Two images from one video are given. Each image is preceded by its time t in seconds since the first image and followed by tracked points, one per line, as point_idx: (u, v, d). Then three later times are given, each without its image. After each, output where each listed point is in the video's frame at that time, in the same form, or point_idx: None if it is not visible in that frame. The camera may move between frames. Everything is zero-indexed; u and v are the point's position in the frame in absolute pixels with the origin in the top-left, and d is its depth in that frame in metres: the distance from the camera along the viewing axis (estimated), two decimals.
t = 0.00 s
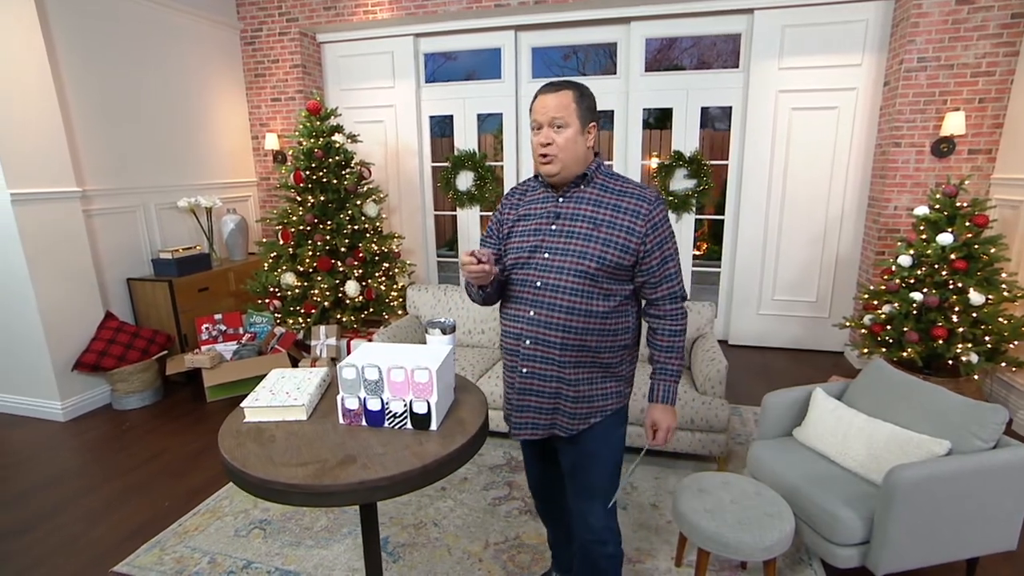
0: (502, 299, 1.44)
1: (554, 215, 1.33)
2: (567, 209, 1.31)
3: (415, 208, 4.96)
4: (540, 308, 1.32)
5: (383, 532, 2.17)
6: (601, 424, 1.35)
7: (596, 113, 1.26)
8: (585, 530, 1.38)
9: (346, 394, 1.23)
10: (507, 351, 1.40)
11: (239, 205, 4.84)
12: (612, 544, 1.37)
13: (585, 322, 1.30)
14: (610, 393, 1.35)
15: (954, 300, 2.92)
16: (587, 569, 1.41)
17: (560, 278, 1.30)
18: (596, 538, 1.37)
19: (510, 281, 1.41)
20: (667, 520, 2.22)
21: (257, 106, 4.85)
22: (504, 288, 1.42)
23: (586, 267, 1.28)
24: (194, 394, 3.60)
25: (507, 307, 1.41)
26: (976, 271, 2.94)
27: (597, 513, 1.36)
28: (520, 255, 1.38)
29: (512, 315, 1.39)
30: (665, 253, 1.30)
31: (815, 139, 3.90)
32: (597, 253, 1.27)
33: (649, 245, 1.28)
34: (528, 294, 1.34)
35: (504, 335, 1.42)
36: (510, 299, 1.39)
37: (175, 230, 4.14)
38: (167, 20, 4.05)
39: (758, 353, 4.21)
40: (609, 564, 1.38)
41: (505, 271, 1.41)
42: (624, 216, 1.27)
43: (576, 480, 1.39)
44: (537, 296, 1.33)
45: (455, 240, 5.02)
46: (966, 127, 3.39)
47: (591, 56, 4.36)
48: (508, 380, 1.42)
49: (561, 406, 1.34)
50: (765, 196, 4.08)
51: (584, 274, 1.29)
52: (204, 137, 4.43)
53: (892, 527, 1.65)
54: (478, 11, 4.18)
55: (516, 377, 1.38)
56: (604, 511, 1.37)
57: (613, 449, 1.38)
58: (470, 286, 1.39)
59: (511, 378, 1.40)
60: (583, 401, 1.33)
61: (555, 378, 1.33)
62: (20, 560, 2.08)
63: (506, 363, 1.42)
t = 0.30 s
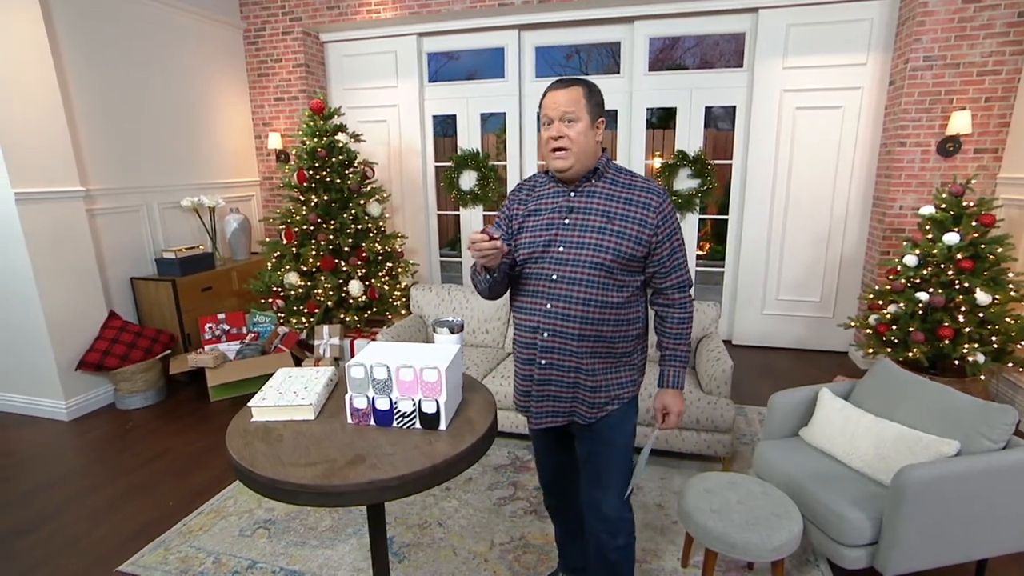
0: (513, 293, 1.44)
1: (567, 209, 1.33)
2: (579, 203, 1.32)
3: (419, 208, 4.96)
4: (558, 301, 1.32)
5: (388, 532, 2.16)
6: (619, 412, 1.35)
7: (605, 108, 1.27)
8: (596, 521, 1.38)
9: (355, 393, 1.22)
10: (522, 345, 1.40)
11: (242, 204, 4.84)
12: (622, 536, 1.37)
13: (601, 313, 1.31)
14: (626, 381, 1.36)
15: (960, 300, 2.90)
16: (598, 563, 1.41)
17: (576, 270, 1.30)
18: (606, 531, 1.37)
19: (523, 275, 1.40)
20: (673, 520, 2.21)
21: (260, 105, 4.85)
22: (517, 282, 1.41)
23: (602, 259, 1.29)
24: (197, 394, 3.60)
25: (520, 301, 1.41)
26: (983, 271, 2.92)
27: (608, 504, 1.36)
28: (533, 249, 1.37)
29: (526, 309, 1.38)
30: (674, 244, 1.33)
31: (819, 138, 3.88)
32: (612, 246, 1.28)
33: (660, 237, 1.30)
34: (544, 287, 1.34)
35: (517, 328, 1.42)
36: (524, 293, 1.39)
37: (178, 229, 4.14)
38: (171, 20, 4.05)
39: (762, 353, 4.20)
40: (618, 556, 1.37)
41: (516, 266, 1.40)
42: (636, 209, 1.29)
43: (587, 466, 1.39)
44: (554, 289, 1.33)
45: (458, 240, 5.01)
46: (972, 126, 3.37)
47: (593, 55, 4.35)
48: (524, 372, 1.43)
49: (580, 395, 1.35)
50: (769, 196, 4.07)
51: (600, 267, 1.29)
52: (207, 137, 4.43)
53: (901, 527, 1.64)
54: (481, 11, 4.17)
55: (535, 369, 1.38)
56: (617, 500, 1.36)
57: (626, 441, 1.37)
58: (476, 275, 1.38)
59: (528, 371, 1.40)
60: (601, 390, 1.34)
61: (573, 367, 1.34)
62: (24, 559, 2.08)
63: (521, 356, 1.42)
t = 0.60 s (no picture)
0: (529, 295, 1.42)
1: (585, 207, 1.32)
2: (597, 201, 1.31)
3: (417, 208, 4.94)
4: (580, 302, 1.30)
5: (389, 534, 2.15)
6: (638, 414, 1.36)
7: (619, 103, 1.26)
8: (613, 515, 1.40)
9: (357, 394, 1.21)
10: (542, 349, 1.39)
11: (240, 204, 4.81)
12: (637, 527, 1.39)
13: (624, 313, 1.30)
14: (645, 382, 1.36)
15: (961, 299, 2.90)
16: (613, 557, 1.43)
17: (597, 271, 1.29)
18: (621, 523, 1.39)
19: (540, 277, 1.38)
20: (675, 521, 2.20)
21: (258, 105, 4.82)
22: (535, 284, 1.39)
23: (623, 259, 1.28)
24: (195, 395, 3.58)
25: (538, 304, 1.39)
26: (983, 271, 2.92)
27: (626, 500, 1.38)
28: (550, 250, 1.35)
29: (545, 311, 1.36)
30: (693, 241, 1.33)
31: (819, 138, 3.88)
32: (633, 244, 1.27)
33: (680, 233, 1.30)
34: (564, 289, 1.33)
35: (536, 331, 1.40)
36: (543, 296, 1.37)
37: (175, 229, 4.11)
38: (168, 18, 4.03)
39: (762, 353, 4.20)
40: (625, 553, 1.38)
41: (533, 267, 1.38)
42: (655, 206, 1.28)
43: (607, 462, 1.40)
44: (575, 290, 1.31)
45: (457, 240, 5.00)
46: (972, 125, 3.37)
47: (592, 55, 4.34)
48: (544, 378, 1.41)
49: (602, 399, 1.34)
50: (769, 195, 4.07)
51: (622, 266, 1.28)
52: (205, 137, 4.41)
53: (905, 528, 1.63)
54: (480, 10, 4.16)
55: (556, 374, 1.36)
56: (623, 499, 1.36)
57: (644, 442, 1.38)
58: (498, 273, 1.38)
59: (549, 376, 1.38)
60: (623, 393, 1.33)
61: (595, 370, 1.33)
62: (22, 561, 2.06)
63: (541, 361, 1.40)
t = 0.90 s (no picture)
0: (544, 300, 1.40)
1: (599, 209, 1.30)
2: (611, 202, 1.29)
3: (411, 208, 4.91)
4: (598, 308, 1.29)
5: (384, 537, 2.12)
6: (657, 418, 1.36)
7: (630, 99, 1.24)
8: (620, 513, 1.40)
9: (353, 396, 1.18)
10: (559, 356, 1.37)
11: (232, 204, 4.77)
12: (643, 525, 1.40)
13: (643, 317, 1.29)
14: (664, 386, 1.37)
15: (954, 298, 2.91)
16: (619, 554, 1.43)
17: (614, 274, 1.28)
18: (627, 523, 1.39)
19: (554, 282, 1.36)
20: (673, 522, 2.19)
21: (250, 104, 4.78)
22: (550, 290, 1.38)
23: (641, 261, 1.27)
24: (186, 397, 3.53)
25: (553, 309, 1.37)
26: (976, 270, 2.93)
27: (636, 499, 1.39)
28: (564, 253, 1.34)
29: (561, 317, 1.35)
30: (712, 239, 1.32)
31: (814, 138, 3.89)
32: (650, 245, 1.26)
33: (698, 232, 1.29)
34: (581, 294, 1.31)
35: (553, 337, 1.39)
36: (558, 301, 1.36)
37: (166, 230, 4.06)
38: (158, 16, 3.98)
39: (756, 352, 4.20)
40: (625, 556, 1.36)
41: (546, 272, 1.37)
42: (672, 204, 1.27)
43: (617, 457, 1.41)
44: (592, 295, 1.30)
45: (451, 240, 4.97)
46: (964, 125, 3.39)
47: (586, 55, 4.33)
48: (562, 386, 1.39)
49: (623, 406, 1.33)
50: (763, 195, 4.07)
51: (640, 268, 1.27)
52: (197, 136, 4.37)
53: (903, 528, 1.63)
54: (475, 9, 4.14)
55: (575, 383, 1.35)
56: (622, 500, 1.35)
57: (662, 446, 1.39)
58: (512, 283, 1.36)
59: (567, 384, 1.37)
60: (643, 399, 1.33)
61: (616, 378, 1.32)
62: (9, 568, 2.02)
63: (558, 369, 1.39)
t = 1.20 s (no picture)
0: (552, 304, 1.39)
1: (608, 211, 1.28)
2: (621, 204, 1.28)
3: (404, 208, 4.88)
4: (607, 313, 1.28)
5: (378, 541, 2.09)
6: (667, 427, 1.37)
7: (640, 97, 1.22)
8: (623, 515, 1.40)
9: (346, 400, 1.16)
10: (567, 362, 1.36)
11: (223, 204, 4.72)
12: (645, 526, 1.40)
13: (653, 322, 1.28)
14: (673, 393, 1.37)
15: (947, 297, 2.93)
16: (619, 555, 1.43)
17: (624, 278, 1.26)
18: (630, 524, 1.39)
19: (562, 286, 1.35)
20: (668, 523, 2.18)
21: (241, 103, 4.74)
22: (558, 294, 1.36)
23: (652, 265, 1.25)
24: (176, 400, 3.48)
25: (561, 313, 1.36)
26: (968, 269, 2.94)
27: (637, 500, 1.39)
28: (573, 256, 1.32)
29: (569, 322, 1.34)
30: (724, 241, 1.30)
31: (807, 138, 3.90)
32: (662, 249, 1.25)
33: (711, 234, 1.27)
34: (590, 299, 1.30)
35: (561, 342, 1.38)
36: (566, 305, 1.34)
37: (155, 230, 4.01)
38: (146, 14, 3.93)
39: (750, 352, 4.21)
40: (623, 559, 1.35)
41: (554, 276, 1.35)
42: (684, 206, 1.25)
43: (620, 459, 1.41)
44: (601, 300, 1.29)
45: (444, 240, 4.94)
46: (956, 126, 3.41)
47: (579, 54, 4.32)
48: (569, 392, 1.38)
49: (633, 414, 1.32)
50: (757, 195, 4.08)
51: (650, 272, 1.26)
52: (187, 136, 4.32)
53: (900, 528, 1.62)
54: (468, 8, 4.12)
55: (583, 389, 1.33)
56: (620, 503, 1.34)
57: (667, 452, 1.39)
58: (520, 290, 1.34)
59: (575, 390, 1.35)
60: (653, 407, 1.33)
61: (625, 386, 1.31)
62: None
63: (566, 375, 1.38)
